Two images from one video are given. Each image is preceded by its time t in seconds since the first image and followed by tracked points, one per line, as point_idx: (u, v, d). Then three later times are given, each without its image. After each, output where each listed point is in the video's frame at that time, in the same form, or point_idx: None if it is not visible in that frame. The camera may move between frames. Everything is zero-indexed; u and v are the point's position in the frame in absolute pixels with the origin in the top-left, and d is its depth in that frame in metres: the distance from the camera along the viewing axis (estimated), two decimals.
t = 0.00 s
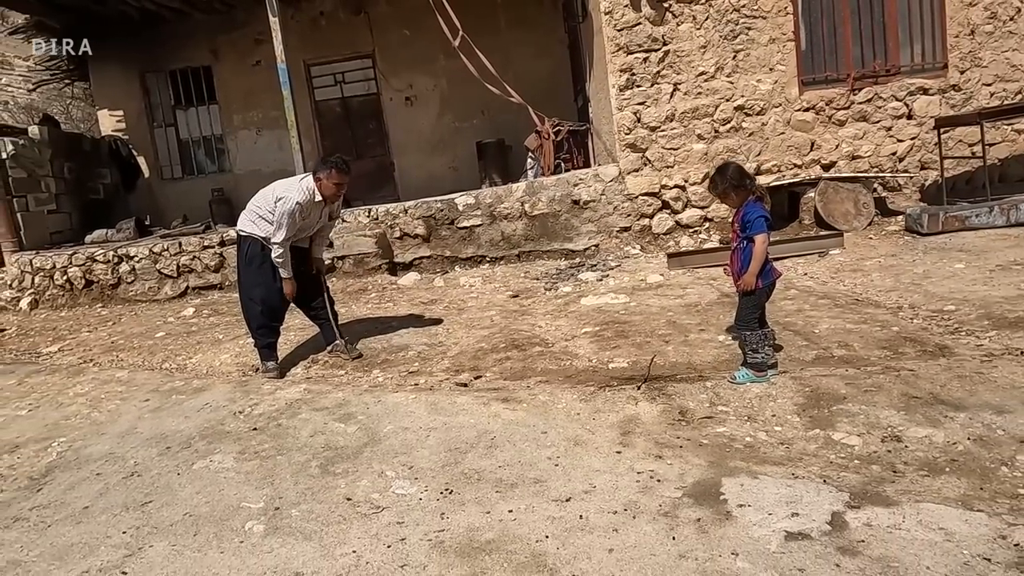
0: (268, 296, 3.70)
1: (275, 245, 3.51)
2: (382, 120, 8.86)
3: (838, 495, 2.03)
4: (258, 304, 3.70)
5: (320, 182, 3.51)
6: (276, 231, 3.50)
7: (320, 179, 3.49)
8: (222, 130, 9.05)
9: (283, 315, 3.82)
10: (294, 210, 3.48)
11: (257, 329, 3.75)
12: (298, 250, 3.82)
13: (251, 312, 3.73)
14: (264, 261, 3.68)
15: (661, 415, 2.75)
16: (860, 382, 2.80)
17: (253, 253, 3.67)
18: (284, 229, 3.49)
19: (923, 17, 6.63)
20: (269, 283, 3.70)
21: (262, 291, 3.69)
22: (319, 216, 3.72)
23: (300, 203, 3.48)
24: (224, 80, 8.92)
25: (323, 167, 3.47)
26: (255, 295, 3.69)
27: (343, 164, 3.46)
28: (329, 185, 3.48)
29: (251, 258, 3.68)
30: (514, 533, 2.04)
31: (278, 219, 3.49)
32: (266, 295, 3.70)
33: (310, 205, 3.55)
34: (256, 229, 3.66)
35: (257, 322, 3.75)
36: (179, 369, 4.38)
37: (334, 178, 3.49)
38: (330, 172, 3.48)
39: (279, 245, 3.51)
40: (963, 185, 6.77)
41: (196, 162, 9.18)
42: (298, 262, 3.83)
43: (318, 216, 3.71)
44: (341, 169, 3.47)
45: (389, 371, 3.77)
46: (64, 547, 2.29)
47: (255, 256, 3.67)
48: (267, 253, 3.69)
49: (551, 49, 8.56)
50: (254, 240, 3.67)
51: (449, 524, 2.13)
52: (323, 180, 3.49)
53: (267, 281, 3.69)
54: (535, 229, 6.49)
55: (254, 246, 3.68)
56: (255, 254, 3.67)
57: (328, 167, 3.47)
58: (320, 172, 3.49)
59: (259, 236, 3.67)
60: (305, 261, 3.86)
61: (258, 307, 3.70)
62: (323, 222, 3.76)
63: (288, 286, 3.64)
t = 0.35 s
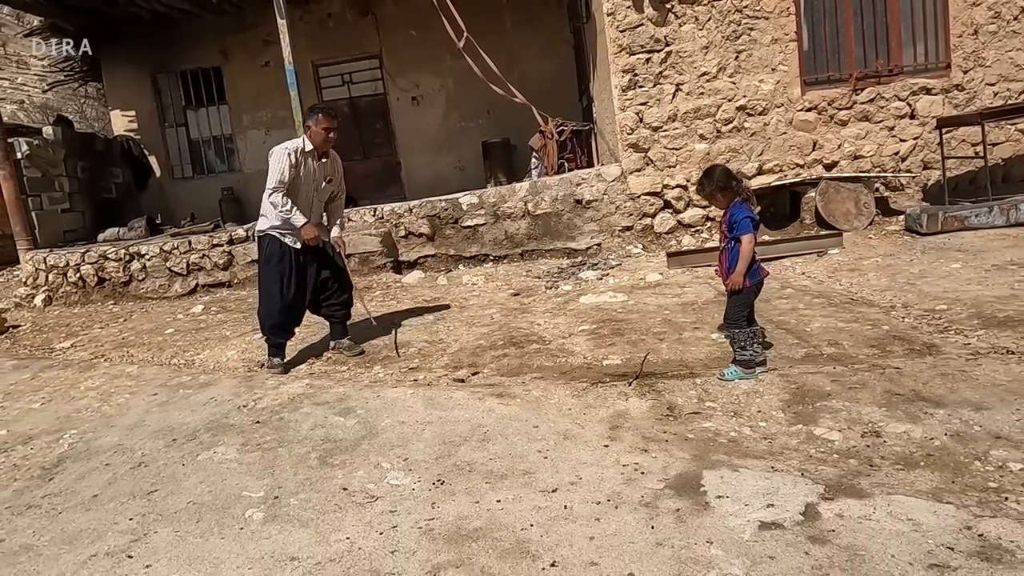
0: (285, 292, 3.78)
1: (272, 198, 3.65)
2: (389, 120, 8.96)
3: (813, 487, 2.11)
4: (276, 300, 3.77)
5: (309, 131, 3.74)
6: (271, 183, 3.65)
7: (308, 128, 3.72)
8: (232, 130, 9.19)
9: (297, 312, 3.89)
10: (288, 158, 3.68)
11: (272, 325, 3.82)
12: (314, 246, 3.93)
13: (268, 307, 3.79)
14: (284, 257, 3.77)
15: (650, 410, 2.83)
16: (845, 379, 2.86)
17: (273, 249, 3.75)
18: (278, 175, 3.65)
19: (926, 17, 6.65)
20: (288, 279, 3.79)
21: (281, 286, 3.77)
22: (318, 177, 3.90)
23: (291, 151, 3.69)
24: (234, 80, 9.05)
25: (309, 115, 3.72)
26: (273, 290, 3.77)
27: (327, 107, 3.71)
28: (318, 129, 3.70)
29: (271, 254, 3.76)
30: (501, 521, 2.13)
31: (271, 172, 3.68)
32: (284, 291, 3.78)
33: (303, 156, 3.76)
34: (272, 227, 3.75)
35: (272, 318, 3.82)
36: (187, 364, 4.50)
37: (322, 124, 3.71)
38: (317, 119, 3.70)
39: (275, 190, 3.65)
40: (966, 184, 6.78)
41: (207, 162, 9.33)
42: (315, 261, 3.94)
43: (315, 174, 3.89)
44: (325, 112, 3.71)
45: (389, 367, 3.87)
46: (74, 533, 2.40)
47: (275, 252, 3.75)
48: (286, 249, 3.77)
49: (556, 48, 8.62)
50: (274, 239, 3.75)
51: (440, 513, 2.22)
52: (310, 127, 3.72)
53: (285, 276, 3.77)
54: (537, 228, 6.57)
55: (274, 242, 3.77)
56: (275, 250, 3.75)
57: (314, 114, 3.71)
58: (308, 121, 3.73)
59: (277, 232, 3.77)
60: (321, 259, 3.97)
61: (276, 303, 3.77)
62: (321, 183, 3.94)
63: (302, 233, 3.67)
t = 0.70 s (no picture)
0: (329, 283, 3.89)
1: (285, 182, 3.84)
2: (395, 122, 9.08)
3: (789, 483, 2.20)
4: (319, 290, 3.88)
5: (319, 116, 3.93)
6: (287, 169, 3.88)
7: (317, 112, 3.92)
8: (240, 132, 9.33)
9: (338, 302, 4.02)
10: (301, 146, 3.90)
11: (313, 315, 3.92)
12: (352, 237, 4.04)
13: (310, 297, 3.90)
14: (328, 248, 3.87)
15: (639, 409, 2.92)
16: (830, 379, 2.94)
17: (318, 239, 3.84)
18: (292, 161, 3.86)
19: (926, 19, 6.68)
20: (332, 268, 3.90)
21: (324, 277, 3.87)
22: (339, 160, 4.01)
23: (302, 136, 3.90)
24: (242, 84, 9.19)
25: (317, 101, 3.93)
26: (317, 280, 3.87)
27: (333, 91, 3.85)
28: (326, 113, 3.85)
29: (316, 243, 3.84)
30: (490, 515, 2.23)
31: (288, 160, 3.92)
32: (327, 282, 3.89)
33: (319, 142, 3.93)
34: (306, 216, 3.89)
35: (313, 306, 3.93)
36: (196, 363, 4.63)
37: (330, 108, 3.86)
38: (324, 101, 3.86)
39: (290, 176, 3.84)
40: (966, 186, 6.81)
41: (216, 164, 9.48)
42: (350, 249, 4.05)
43: (337, 159, 4.00)
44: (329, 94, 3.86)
45: (390, 366, 3.98)
46: (85, 524, 2.52)
47: (321, 241, 3.85)
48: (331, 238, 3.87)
49: (560, 50, 8.70)
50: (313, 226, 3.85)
51: (432, 506, 2.32)
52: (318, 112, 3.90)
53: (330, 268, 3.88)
54: (539, 229, 6.67)
55: (314, 231, 3.86)
56: (321, 239, 3.85)
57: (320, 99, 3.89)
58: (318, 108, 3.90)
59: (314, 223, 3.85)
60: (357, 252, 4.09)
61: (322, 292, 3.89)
62: (345, 170, 4.05)
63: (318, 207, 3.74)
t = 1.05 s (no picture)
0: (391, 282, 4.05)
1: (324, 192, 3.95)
2: (404, 125, 9.20)
3: (778, 484, 2.29)
4: (381, 291, 4.04)
5: (353, 124, 4.04)
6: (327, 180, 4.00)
7: (351, 121, 4.03)
8: (251, 135, 9.48)
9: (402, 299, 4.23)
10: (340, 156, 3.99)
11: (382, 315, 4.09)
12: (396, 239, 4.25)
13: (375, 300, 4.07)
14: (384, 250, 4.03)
15: (637, 411, 3.02)
16: (823, 383, 3.03)
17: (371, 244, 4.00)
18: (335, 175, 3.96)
19: (930, 24, 6.72)
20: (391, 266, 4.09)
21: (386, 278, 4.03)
22: (379, 165, 4.12)
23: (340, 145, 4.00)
24: (254, 88, 9.33)
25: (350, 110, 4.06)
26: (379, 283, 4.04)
27: (361, 99, 4.01)
28: (360, 121, 3.99)
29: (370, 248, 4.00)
30: (491, 513, 2.33)
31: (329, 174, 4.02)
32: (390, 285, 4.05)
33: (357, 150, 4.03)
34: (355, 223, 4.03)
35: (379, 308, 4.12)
36: (209, 364, 4.76)
37: (362, 115, 4.00)
38: (355, 110, 4.00)
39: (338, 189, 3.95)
40: (970, 189, 6.84)
41: (228, 166, 9.64)
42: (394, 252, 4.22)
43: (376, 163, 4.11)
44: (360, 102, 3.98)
45: (398, 368, 4.09)
46: (106, 519, 2.64)
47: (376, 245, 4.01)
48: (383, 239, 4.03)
49: (566, 54, 8.78)
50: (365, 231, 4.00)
51: (436, 504, 2.43)
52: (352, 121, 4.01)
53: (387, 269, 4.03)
54: (545, 232, 6.77)
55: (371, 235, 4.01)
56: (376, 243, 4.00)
57: (353, 107, 4.01)
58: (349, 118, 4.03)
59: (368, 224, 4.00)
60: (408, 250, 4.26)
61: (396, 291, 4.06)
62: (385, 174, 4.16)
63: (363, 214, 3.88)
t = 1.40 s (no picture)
0: (427, 286, 4.15)
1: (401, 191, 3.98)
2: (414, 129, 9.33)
3: (776, 485, 2.38)
4: (421, 293, 4.16)
5: (408, 124, 4.10)
6: (398, 179, 4.03)
7: (407, 121, 4.08)
8: (265, 139, 9.63)
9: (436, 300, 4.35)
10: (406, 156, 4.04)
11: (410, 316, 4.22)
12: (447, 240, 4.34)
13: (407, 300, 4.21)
14: (428, 254, 4.12)
15: (643, 414, 3.11)
16: (825, 388, 3.11)
17: (417, 246, 4.10)
18: (407, 173, 4.02)
19: (937, 29, 6.76)
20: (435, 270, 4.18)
21: (422, 281, 4.13)
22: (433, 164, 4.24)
23: (405, 144, 4.05)
24: (268, 93, 9.48)
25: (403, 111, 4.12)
26: (414, 284, 4.15)
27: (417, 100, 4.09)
28: (419, 121, 4.07)
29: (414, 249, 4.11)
30: (501, 511, 2.44)
31: (398, 173, 4.05)
32: (425, 287, 4.15)
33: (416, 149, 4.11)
34: (419, 223, 4.10)
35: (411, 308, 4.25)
36: (227, 366, 4.90)
37: (420, 115, 4.09)
38: (411, 111, 4.08)
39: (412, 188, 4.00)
40: (978, 193, 6.85)
41: (242, 170, 9.79)
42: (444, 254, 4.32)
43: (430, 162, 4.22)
44: (417, 103, 4.08)
45: (410, 370, 4.21)
46: (135, 515, 2.77)
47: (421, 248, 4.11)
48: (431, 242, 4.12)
49: (576, 58, 8.88)
50: (422, 233, 4.09)
51: (449, 502, 2.54)
52: (410, 121, 4.07)
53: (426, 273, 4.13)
54: (554, 236, 6.87)
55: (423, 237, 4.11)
56: (421, 246, 4.10)
57: (409, 107, 4.08)
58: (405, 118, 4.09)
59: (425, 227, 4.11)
60: (455, 256, 4.33)
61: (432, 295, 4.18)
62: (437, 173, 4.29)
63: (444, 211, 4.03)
